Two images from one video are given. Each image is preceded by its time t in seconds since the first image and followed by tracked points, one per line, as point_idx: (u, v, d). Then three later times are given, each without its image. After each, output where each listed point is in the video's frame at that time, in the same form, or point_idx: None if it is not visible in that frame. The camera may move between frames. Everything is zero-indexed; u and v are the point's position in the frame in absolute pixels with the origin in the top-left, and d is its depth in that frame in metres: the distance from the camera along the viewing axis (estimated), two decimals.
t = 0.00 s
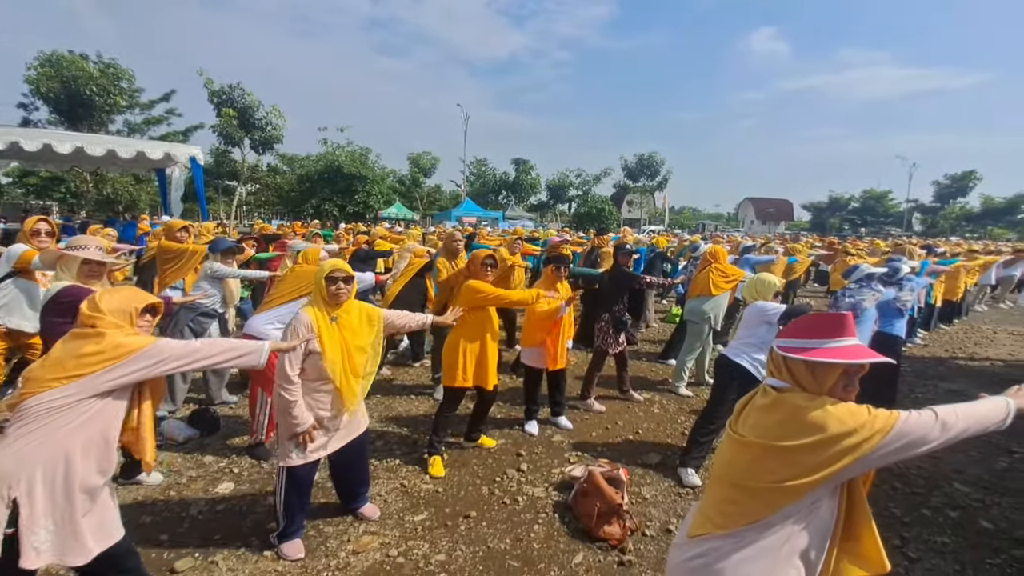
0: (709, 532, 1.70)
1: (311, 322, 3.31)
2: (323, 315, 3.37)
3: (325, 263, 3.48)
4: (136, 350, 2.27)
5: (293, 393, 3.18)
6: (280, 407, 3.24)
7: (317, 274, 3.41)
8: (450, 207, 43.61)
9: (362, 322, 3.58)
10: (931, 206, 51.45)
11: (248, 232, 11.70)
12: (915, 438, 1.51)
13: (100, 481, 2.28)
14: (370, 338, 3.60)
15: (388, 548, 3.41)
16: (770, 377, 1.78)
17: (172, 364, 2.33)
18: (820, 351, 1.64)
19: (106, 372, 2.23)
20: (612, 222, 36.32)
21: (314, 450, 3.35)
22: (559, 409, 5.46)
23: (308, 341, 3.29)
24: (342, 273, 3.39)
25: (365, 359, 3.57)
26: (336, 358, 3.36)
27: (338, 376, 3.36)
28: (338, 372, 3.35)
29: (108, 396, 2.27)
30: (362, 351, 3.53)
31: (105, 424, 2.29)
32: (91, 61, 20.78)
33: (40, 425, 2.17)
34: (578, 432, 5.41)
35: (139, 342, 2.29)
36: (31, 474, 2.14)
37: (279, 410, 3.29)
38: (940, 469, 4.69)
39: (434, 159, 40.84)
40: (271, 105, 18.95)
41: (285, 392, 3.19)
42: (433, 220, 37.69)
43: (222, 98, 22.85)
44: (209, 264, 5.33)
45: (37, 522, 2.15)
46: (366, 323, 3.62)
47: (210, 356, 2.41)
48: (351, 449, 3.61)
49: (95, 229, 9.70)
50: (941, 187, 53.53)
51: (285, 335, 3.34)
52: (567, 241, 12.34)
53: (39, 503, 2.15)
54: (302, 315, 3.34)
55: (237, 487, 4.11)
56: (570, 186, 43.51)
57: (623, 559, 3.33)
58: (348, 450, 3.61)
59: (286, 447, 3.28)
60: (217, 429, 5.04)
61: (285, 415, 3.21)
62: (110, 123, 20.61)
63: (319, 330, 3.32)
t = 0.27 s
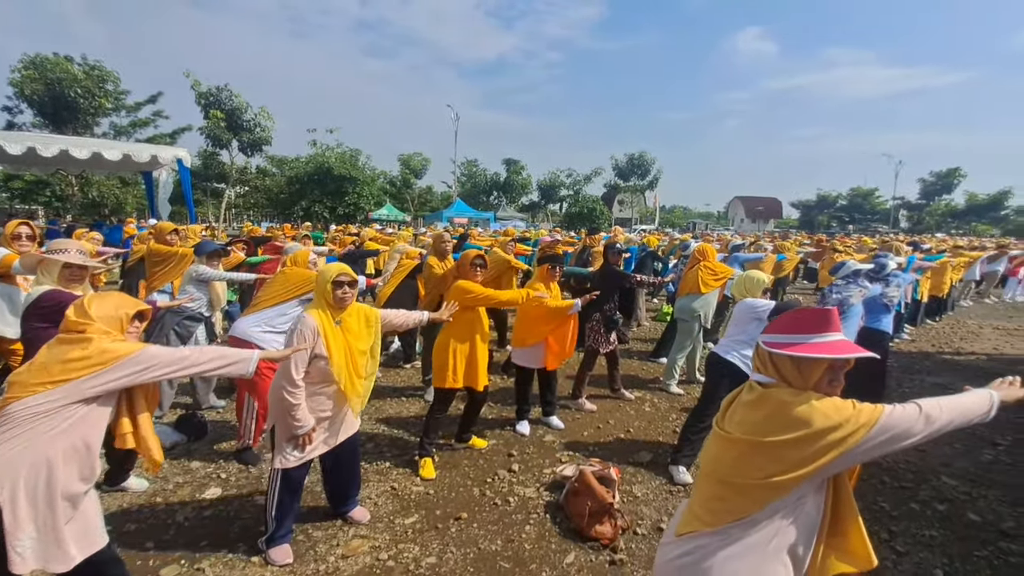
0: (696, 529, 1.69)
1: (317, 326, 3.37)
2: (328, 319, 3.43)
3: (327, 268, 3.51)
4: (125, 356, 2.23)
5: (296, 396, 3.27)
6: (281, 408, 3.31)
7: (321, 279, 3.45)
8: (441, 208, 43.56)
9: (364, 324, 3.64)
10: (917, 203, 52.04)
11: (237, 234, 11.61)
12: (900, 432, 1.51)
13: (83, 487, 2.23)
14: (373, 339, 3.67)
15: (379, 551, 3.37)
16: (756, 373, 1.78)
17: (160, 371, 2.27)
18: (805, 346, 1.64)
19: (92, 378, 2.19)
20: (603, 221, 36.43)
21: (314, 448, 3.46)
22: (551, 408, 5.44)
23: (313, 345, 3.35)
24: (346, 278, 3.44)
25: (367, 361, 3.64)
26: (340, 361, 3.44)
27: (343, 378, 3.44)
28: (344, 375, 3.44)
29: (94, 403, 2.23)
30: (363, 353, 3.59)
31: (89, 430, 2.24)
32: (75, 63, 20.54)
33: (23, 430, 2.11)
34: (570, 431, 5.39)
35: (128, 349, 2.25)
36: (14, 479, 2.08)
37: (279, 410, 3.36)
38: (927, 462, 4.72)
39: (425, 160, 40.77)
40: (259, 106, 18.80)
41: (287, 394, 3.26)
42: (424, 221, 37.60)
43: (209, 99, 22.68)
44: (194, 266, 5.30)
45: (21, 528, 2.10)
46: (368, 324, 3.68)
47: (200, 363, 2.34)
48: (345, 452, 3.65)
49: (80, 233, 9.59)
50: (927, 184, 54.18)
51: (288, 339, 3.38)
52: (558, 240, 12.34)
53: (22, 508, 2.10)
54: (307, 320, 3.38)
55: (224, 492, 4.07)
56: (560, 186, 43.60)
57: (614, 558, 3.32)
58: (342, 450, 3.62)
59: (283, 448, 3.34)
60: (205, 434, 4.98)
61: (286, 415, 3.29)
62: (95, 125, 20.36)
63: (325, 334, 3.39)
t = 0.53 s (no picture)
0: (668, 531, 1.66)
1: (301, 329, 3.22)
2: (312, 322, 3.29)
3: (309, 268, 3.36)
4: (79, 364, 2.21)
5: (278, 401, 3.16)
6: (261, 412, 3.19)
7: (304, 281, 3.29)
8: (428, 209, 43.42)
9: (347, 326, 3.51)
10: (899, 202, 52.81)
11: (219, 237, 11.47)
12: (868, 427, 1.50)
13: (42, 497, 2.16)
14: (357, 342, 3.55)
15: (355, 557, 3.32)
16: (728, 371, 1.76)
17: (116, 381, 2.24)
18: (774, 344, 1.63)
19: (46, 385, 2.16)
20: (591, 221, 36.53)
21: (294, 452, 3.36)
22: (534, 409, 5.41)
23: (296, 349, 3.20)
24: (331, 279, 3.30)
25: (350, 363, 3.51)
26: (325, 365, 3.30)
27: (327, 383, 3.31)
28: (328, 379, 3.30)
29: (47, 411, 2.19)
30: (346, 355, 3.47)
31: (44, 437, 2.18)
32: (53, 65, 20.21)
33: None
34: (553, 431, 5.37)
35: (82, 356, 2.23)
36: None
37: (259, 414, 3.24)
38: (906, 456, 4.76)
39: (411, 161, 40.62)
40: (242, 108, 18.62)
41: (269, 399, 3.15)
42: (410, 222, 37.47)
43: (191, 101, 22.40)
44: (168, 270, 5.22)
45: None
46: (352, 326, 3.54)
47: (159, 374, 2.30)
48: (324, 457, 3.55)
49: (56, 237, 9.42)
50: (907, 183, 55.03)
51: (268, 343, 3.21)
52: (543, 240, 12.34)
53: None
54: (291, 322, 3.22)
55: (199, 500, 4.00)
56: (547, 187, 43.66)
57: (595, 559, 3.30)
58: (322, 452, 3.53)
59: (262, 452, 3.23)
60: (181, 440, 4.91)
61: (267, 420, 3.18)
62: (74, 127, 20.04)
63: (309, 337, 3.25)
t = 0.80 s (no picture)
0: (629, 536, 1.62)
1: (272, 333, 3.16)
2: (285, 326, 3.22)
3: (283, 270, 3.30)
4: (38, 370, 2.27)
5: (249, 405, 3.09)
6: (231, 416, 3.13)
7: (278, 284, 3.22)
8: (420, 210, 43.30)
9: (322, 329, 3.44)
10: (888, 202, 53.25)
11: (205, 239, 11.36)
12: (831, 431, 1.46)
13: None
14: (332, 346, 3.48)
15: (328, 563, 3.27)
16: (693, 373, 1.72)
17: (72, 389, 2.27)
18: (738, 345, 1.59)
19: None
20: (582, 222, 36.56)
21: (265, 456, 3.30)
22: (517, 410, 5.37)
23: (268, 353, 3.13)
24: (305, 282, 3.24)
25: (325, 366, 3.45)
26: (298, 369, 3.24)
27: (299, 386, 3.25)
28: (300, 383, 3.25)
29: (2, 417, 2.22)
30: (321, 359, 3.40)
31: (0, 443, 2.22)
32: (39, 65, 19.97)
33: None
34: (536, 433, 5.33)
35: (36, 364, 2.26)
36: None
37: (229, 418, 3.18)
38: (887, 455, 4.77)
39: (403, 162, 40.50)
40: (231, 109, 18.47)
41: (239, 404, 3.09)
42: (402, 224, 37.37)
43: (179, 101, 22.22)
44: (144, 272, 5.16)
45: None
46: (327, 330, 3.47)
47: (117, 384, 2.26)
48: (297, 461, 3.50)
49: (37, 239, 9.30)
50: (896, 183, 55.51)
51: (239, 348, 3.14)
52: (532, 241, 12.32)
53: None
54: (262, 326, 3.16)
55: (172, 506, 3.95)
56: (539, 188, 43.68)
57: (572, 562, 3.26)
58: (295, 457, 3.48)
59: (232, 457, 3.17)
60: (157, 445, 4.86)
61: (237, 424, 3.12)
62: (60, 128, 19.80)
63: (282, 341, 3.18)
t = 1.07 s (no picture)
0: (593, 543, 1.56)
1: (246, 336, 3.13)
2: (259, 328, 3.20)
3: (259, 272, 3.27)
4: (1, 374, 2.24)
5: (221, 409, 3.06)
6: (204, 420, 3.10)
7: (252, 286, 3.20)
8: (418, 211, 43.24)
9: (299, 331, 3.40)
10: (886, 202, 53.27)
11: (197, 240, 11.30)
12: (800, 436, 1.40)
13: None
14: (309, 348, 3.43)
15: (305, 569, 3.22)
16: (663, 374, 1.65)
17: (32, 394, 2.22)
18: (705, 346, 1.53)
19: None
20: (581, 222, 36.52)
21: (241, 460, 3.26)
22: (505, 412, 5.31)
23: (240, 356, 3.10)
24: (280, 284, 3.22)
25: (302, 368, 3.40)
26: (271, 373, 3.20)
27: (274, 389, 3.21)
28: (275, 387, 3.22)
29: None
30: (298, 362, 3.36)
31: None
32: (36, 67, 19.91)
33: None
34: (524, 435, 5.28)
35: None
36: None
37: (202, 423, 3.15)
38: (877, 457, 4.71)
39: (401, 164, 40.44)
40: (228, 110, 18.41)
41: (211, 407, 3.06)
42: (400, 225, 37.32)
43: (176, 103, 22.14)
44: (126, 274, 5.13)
45: None
46: (305, 331, 3.43)
47: (79, 388, 2.20)
48: (273, 466, 3.45)
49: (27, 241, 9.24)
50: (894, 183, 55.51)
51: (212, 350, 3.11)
52: (526, 241, 12.26)
53: None
54: (236, 328, 3.13)
55: (150, 511, 3.91)
56: (537, 188, 43.64)
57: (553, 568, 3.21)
58: (271, 461, 3.42)
59: (205, 461, 3.14)
60: (139, 449, 4.81)
61: (209, 429, 3.09)
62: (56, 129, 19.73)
63: (256, 344, 3.15)
